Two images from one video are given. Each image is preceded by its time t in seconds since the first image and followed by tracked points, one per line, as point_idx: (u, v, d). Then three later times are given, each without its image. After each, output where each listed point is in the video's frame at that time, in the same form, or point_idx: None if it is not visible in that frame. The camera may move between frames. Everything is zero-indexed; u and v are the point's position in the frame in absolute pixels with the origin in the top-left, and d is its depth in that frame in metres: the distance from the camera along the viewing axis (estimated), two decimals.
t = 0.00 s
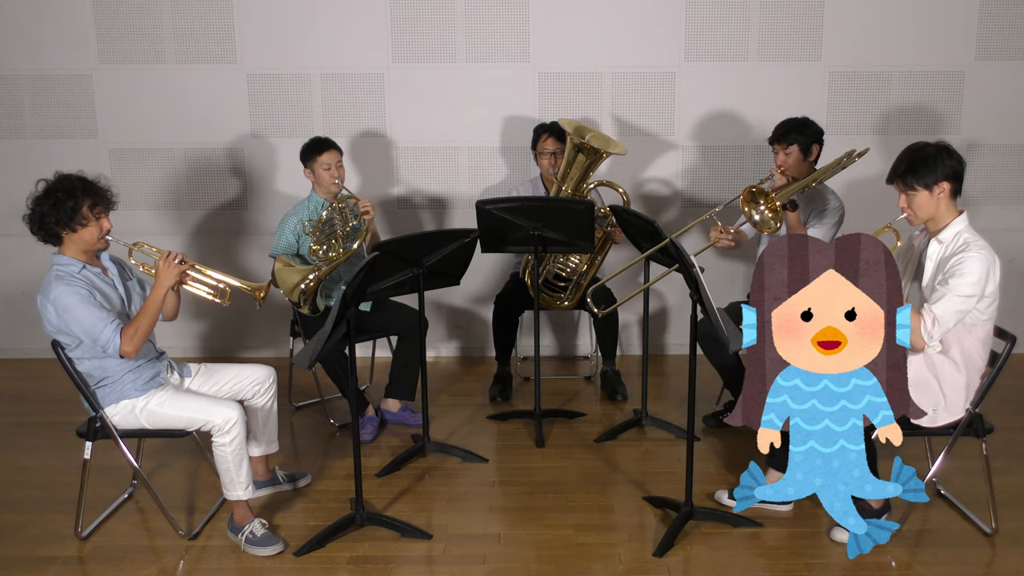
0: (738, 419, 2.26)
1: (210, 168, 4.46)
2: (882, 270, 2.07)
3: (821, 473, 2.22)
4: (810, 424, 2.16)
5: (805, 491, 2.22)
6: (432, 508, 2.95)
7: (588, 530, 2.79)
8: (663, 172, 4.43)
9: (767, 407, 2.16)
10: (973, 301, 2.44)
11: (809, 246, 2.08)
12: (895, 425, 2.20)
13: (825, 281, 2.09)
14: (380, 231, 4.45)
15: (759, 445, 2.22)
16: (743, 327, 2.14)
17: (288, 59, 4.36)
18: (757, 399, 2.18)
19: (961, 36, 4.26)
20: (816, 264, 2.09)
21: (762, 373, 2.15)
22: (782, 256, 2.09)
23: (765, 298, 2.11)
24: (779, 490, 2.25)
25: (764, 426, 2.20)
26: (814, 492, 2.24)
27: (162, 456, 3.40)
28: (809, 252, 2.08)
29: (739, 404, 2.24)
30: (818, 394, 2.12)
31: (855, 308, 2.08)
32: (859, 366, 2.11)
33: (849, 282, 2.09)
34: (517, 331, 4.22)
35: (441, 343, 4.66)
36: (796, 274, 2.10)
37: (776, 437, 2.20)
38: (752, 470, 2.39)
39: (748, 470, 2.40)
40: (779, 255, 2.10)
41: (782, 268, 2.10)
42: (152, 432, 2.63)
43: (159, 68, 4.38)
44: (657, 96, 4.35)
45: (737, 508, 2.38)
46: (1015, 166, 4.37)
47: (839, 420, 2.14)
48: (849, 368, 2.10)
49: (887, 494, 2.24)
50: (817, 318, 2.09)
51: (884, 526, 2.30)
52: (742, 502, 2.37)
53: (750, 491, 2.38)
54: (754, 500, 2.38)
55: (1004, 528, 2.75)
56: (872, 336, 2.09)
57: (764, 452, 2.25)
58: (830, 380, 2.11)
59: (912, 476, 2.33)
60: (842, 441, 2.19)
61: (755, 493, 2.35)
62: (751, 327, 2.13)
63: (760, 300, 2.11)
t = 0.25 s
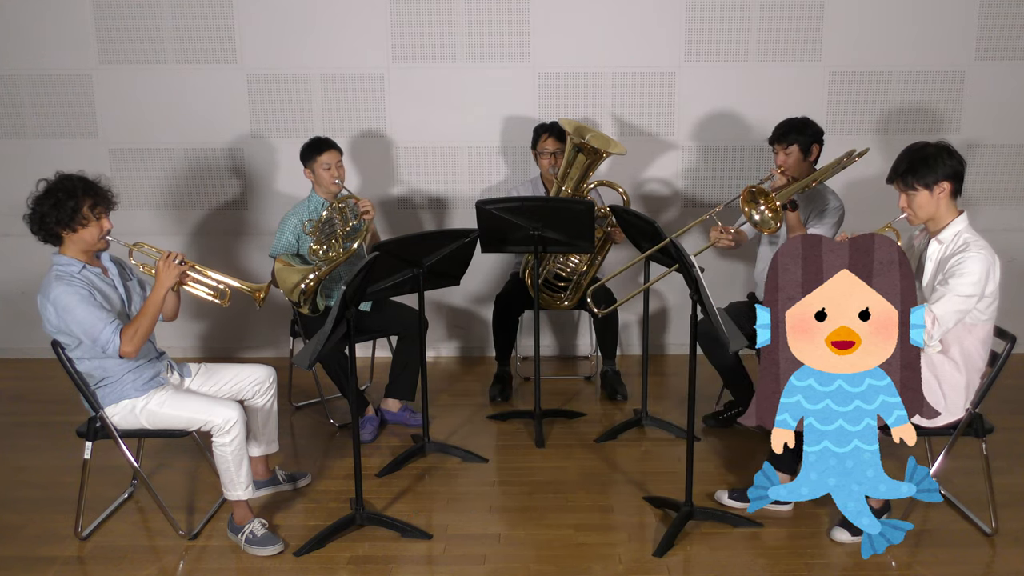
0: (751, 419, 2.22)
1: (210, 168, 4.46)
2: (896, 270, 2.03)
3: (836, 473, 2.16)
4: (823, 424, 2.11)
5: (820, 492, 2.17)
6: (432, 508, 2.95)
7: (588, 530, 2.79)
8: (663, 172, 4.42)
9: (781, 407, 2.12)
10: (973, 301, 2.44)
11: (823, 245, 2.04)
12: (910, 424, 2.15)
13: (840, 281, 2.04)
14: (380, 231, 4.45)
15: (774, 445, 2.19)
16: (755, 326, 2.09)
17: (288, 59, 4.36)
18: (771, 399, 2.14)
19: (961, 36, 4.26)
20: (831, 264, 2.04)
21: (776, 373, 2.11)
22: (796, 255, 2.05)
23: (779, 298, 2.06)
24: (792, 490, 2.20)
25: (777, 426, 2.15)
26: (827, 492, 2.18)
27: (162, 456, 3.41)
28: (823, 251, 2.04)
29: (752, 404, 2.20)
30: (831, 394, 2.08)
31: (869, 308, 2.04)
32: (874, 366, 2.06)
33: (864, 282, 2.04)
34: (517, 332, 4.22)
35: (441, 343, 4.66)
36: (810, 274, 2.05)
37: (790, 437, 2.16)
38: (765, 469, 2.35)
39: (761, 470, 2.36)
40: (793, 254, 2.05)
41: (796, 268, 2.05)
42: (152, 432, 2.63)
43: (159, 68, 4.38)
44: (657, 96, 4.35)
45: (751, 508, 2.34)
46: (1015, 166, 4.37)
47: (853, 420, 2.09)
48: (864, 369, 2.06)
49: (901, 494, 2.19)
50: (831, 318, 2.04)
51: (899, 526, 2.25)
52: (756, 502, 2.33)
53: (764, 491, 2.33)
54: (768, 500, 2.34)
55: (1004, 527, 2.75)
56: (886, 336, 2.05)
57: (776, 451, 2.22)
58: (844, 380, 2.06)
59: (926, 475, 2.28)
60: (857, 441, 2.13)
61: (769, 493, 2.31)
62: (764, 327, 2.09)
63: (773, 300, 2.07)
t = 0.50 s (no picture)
0: (767, 420, 2.16)
1: (210, 167, 4.46)
2: (912, 270, 1.97)
3: (852, 473, 2.09)
4: (839, 424, 2.03)
5: (836, 492, 2.09)
6: (432, 508, 2.95)
7: (588, 530, 2.79)
8: (663, 172, 4.42)
9: (796, 407, 2.05)
10: (972, 301, 2.45)
11: (838, 245, 1.97)
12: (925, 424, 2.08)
13: (855, 281, 1.98)
14: (379, 231, 4.45)
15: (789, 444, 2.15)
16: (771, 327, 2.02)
17: (288, 59, 4.36)
18: (787, 399, 2.08)
19: (962, 36, 4.26)
20: (846, 263, 1.97)
21: (791, 374, 2.04)
22: (811, 255, 1.98)
23: (794, 298, 2.00)
24: (808, 490, 2.13)
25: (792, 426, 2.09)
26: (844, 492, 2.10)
27: (162, 456, 3.41)
28: (838, 251, 1.97)
29: (768, 405, 2.14)
30: (847, 395, 1.98)
31: (885, 307, 1.96)
32: (890, 366, 1.97)
33: (879, 282, 1.97)
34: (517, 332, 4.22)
35: (440, 343, 4.66)
36: (826, 274, 1.98)
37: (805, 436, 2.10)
38: (781, 469, 2.30)
39: (777, 469, 2.31)
40: (809, 254, 1.99)
41: (812, 268, 1.98)
42: (151, 432, 2.63)
43: (159, 68, 4.38)
44: (657, 96, 4.35)
45: (766, 508, 2.29)
46: (1016, 166, 4.37)
47: (869, 420, 2.01)
48: (879, 369, 1.97)
49: (916, 494, 2.14)
50: (847, 318, 1.96)
51: (914, 526, 2.19)
52: (772, 501, 2.28)
53: (780, 491, 2.29)
54: (784, 500, 2.29)
55: (1004, 527, 2.75)
56: (903, 336, 1.96)
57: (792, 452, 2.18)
58: (859, 380, 1.97)
59: (942, 476, 2.21)
60: (872, 441, 2.06)
61: (786, 493, 2.26)
62: (779, 327, 2.02)
63: (788, 300, 2.00)
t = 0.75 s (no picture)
0: (781, 419, 2.14)
1: (210, 167, 4.46)
2: (926, 270, 1.95)
3: (865, 473, 2.10)
4: (852, 424, 2.04)
5: (849, 492, 2.09)
6: (432, 508, 2.95)
7: (588, 530, 2.79)
8: (663, 172, 4.42)
9: (810, 407, 2.04)
10: (972, 301, 2.45)
11: (853, 245, 1.96)
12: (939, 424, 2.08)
13: (869, 281, 1.96)
14: (379, 231, 4.45)
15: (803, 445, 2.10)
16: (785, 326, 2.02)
17: (288, 59, 4.36)
18: (801, 399, 2.06)
19: (961, 36, 4.26)
20: (860, 263, 1.96)
21: (805, 374, 2.04)
22: (824, 255, 1.97)
23: (808, 298, 1.99)
24: (822, 490, 2.14)
25: (806, 426, 2.08)
26: (857, 492, 2.11)
27: (161, 456, 3.41)
28: (852, 251, 1.95)
29: (782, 403, 2.12)
30: (861, 394, 1.98)
31: (898, 307, 1.95)
32: (904, 366, 1.97)
33: (893, 282, 1.96)
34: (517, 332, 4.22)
35: (440, 343, 4.66)
36: (839, 274, 1.97)
37: (819, 437, 2.08)
38: (795, 469, 2.31)
39: (791, 469, 2.32)
40: (822, 254, 1.98)
41: (826, 268, 1.97)
42: (151, 432, 2.63)
43: (159, 68, 4.38)
44: (657, 96, 4.35)
45: (781, 508, 2.30)
46: (1016, 166, 4.37)
47: (882, 420, 2.02)
48: (893, 369, 1.96)
49: (929, 494, 2.15)
50: (861, 318, 1.95)
51: (928, 526, 2.20)
52: (786, 501, 2.28)
53: (794, 491, 2.29)
54: (798, 499, 2.29)
55: (1004, 527, 2.75)
56: (917, 336, 1.95)
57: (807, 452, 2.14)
58: (873, 380, 1.97)
59: (955, 476, 2.24)
60: (886, 441, 2.07)
61: (800, 493, 2.26)
62: (793, 327, 2.01)
63: (802, 300, 1.99)
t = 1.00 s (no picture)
0: (795, 419, 2.10)
1: (210, 167, 4.46)
2: (942, 270, 1.89)
3: (880, 473, 2.05)
4: (867, 424, 1.99)
5: (864, 492, 2.06)
6: (432, 508, 2.95)
7: (588, 530, 2.79)
8: (663, 172, 4.42)
9: (824, 407, 1.99)
10: (972, 300, 2.45)
11: (867, 245, 1.91)
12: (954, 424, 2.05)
13: (884, 281, 1.90)
14: (380, 231, 4.45)
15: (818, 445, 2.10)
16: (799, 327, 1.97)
17: (288, 59, 4.36)
18: (816, 399, 2.02)
19: (961, 36, 4.26)
20: (875, 263, 1.91)
21: (820, 374, 2.00)
22: (839, 255, 1.93)
23: (823, 298, 1.94)
24: (837, 490, 2.12)
25: (820, 426, 2.05)
26: (872, 492, 2.07)
27: (161, 456, 3.41)
28: (867, 251, 1.91)
29: (797, 404, 2.08)
30: (876, 395, 1.93)
31: (913, 307, 1.89)
32: (919, 366, 1.90)
33: (908, 282, 1.90)
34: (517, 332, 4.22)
35: (440, 343, 4.67)
36: (854, 274, 1.92)
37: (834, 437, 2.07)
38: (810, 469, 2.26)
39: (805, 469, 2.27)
40: (837, 254, 1.93)
41: (840, 268, 1.93)
42: (151, 432, 2.63)
43: (159, 68, 4.38)
44: (657, 96, 4.35)
45: (795, 508, 2.26)
46: (1016, 166, 4.37)
47: (897, 420, 1.96)
48: (908, 369, 1.89)
49: (945, 494, 2.10)
50: (876, 317, 1.89)
51: (944, 526, 2.17)
52: (800, 502, 2.25)
53: (809, 491, 2.26)
54: (812, 500, 2.26)
55: (1004, 527, 2.75)
56: (934, 336, 1.88)
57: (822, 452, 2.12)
58: (888, 380, 1.91)
59: (970, 475, 2.21)
60: (901, 441, 2.02)
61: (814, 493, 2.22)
62: (808, 327, 1.97)
63: (817, 299, 1.94)
